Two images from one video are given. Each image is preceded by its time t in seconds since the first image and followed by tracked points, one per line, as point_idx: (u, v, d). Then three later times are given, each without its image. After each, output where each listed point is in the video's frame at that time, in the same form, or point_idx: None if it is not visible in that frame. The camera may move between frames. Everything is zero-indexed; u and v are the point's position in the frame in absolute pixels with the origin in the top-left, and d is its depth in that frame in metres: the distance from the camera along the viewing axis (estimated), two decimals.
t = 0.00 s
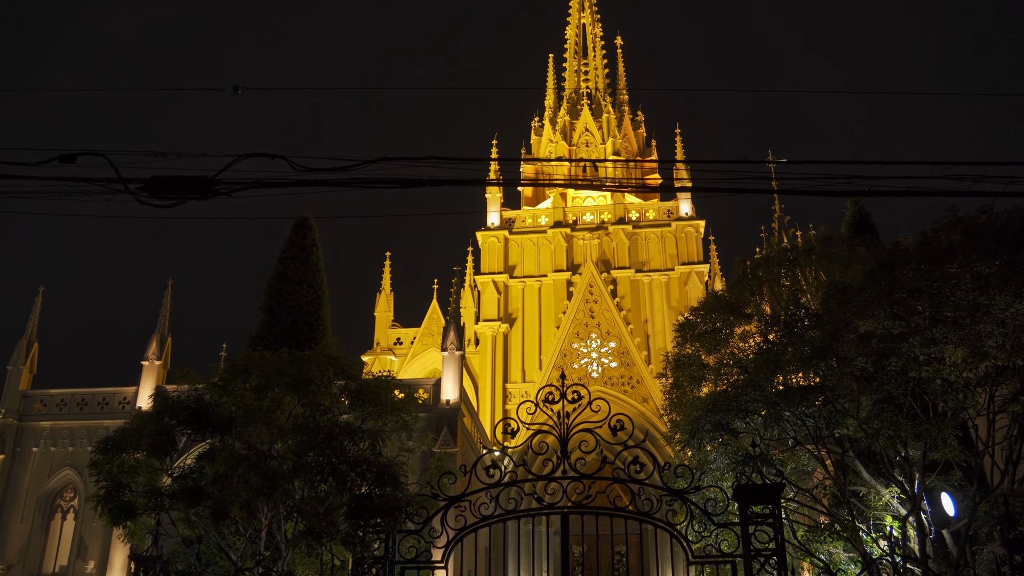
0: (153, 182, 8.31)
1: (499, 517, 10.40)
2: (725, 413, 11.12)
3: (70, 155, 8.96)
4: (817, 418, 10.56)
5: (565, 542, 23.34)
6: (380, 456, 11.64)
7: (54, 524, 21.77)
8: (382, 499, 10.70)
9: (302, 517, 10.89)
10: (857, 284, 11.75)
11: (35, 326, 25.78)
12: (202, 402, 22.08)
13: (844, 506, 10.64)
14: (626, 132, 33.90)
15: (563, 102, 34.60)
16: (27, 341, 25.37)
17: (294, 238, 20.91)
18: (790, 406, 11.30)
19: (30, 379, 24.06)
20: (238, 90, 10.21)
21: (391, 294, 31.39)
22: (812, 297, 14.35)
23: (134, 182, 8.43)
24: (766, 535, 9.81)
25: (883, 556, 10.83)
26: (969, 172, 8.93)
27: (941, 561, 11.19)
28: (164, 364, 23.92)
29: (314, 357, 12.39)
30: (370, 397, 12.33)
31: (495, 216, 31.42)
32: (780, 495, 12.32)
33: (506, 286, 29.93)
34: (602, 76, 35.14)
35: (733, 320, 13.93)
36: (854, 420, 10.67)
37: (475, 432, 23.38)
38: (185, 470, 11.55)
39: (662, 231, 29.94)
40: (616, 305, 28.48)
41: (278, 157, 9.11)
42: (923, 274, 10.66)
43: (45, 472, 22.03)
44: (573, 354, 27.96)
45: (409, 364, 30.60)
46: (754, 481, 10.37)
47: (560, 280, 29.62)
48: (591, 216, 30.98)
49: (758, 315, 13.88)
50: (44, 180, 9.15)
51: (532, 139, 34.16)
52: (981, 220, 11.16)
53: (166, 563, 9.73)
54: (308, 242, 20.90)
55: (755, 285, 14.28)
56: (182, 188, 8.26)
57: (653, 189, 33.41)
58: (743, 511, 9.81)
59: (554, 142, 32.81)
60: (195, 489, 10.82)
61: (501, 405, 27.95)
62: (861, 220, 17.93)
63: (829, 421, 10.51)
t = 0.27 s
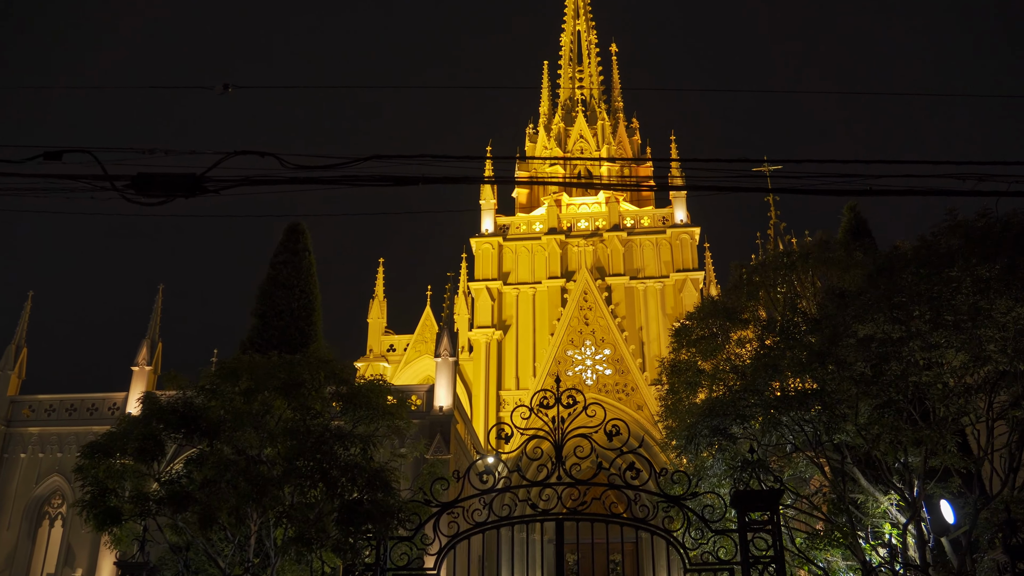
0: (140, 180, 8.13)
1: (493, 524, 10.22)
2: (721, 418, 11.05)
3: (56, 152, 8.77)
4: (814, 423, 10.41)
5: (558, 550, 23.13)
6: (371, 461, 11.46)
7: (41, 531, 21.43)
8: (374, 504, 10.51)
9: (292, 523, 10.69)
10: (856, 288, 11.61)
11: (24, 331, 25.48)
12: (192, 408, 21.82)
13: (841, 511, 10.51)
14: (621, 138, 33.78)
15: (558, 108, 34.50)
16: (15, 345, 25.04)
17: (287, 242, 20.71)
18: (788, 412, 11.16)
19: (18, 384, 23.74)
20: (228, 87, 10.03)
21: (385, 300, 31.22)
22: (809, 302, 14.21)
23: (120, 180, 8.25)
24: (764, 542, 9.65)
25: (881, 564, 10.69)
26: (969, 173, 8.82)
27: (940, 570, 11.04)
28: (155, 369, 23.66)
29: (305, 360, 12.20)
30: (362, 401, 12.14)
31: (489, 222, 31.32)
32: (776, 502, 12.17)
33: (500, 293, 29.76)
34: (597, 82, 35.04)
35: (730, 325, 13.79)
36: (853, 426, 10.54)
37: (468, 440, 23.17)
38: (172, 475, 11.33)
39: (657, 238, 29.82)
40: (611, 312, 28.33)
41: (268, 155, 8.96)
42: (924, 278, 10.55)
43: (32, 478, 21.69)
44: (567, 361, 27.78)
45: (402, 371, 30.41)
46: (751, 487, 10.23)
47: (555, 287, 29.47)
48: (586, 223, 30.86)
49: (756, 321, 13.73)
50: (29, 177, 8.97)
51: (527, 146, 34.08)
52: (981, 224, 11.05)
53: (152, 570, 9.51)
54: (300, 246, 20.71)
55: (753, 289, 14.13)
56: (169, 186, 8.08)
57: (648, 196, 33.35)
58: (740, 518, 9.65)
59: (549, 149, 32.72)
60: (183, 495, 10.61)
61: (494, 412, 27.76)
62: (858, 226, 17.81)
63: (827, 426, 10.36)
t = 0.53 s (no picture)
0: (127, 174, 7.96)
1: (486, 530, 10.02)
2: (719, 423, 10.91)
3: (42, 146, 8.59)
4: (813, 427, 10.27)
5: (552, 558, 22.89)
6: (363, 466, 11.27)
7: (28, 538, 21.06)
8: (366, 509, 10.30)
9: (282, 528, 10.48)
10: (855, 292, 11.48)
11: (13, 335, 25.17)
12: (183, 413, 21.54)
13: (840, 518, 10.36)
14: (616, 145, 33.68)
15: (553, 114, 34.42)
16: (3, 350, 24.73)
17: (279, 246, 20.52)
18: (786, 417, 11.02)
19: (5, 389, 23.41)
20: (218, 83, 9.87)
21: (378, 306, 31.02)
22: (806, 306, 14.08)
23: (107, 175, 8.08)
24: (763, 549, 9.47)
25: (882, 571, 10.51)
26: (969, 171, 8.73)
27: None
28: (145, 374, 23.38)
29: (296, 363, 12.01)
30: (354, 404, 11.96)
31: (483, 229, 31.19)
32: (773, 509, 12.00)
33: (494, 299, 29.58)
34: (592, 89, 34.97)
35: (727, 329, 13.64)
36: (852, 431, 10.40)
37: (461, 446, 22.94)
38: (160, 479, 11.11)
39: (652, 244, 29.70)
40: (605, 319, 28.17)
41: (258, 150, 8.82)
42: (924, 281, 10.44)
43: (20, 484, 21.26)
44: (561, 368, 27.60)
45: (395, 377, 30.18)
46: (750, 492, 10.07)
47: (549, 293, 29.31)
48: (581, 229, 30.68)
49: (753, 325, 13.58)
50: (14, 171, 8.80)
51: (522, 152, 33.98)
52: (981, 226, 10.93)
53: None
54: (293, 250, 20.53)
55: (749, 294, 14.00)
56: (157, 180, 7.92)
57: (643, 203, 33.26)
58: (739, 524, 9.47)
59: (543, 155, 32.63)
60: (170, 499, 10.38)
61: (488, 419, 27.55)
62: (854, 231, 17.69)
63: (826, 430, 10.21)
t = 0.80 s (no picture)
0: (114, 168, 7.78)
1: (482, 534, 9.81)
2: (718, 425, 10.81)
3: (26, 139, 8.40)
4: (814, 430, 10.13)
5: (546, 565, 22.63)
6: (355, 468, 11.07)
7: (15, 543, 20.75)
8: (358, 513, 10.09)
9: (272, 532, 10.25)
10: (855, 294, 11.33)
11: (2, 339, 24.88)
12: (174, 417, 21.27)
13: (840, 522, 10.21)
14: (612, 150, 33.54)
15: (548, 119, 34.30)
16: None
17: (272, 249, 20.32)
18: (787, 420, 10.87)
19: None
20: (208, 78, 9.70)
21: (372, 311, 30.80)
22: (804, 310, 13.93)
23: (94, 168, 7.89)
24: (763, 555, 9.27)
25: None
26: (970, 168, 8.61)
27: None
28: (136, 378, 23.11)
29: (287, 364, 11.81)
30: (346, 406, 11.77)
31: (478, 234, 31.04)
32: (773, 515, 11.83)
33: (488, 304, 29.37)
34: (587, 94, 34.86)
35: (724, 332, 13.47)
36: (854, 436, 10.27)
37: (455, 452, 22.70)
38: (147, 482, 10.87)
39: (648, 250, 29.55)
40: (600, 325, 27.99)
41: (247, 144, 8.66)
42: (927, 283, 10.28)
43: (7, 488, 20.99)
44: (556, 374, 27.40)
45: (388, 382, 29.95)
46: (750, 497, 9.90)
47: (544, 298, 29.13)
48: (576, 235, 30.52)
49: (752, 328, 13.41)
50: None
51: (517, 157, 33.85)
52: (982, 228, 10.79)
53: None
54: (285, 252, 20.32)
55: (748, 297, 13.84)
56: (143, 174, 7.74)
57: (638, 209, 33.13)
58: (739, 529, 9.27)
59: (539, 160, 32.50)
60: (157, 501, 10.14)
61: (482, 425, 27.33)
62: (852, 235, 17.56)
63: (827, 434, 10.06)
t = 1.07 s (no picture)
0: (102, 160, 7.61)
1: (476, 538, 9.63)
2: (718, 428, 10.68)
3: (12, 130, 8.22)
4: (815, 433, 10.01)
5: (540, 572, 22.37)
6: (348, 470, 10.88)
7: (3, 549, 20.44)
8: (350, 516, 9.89)
9: (261, 535, 10.03)
10: (855, 295, 11.19)
11: None
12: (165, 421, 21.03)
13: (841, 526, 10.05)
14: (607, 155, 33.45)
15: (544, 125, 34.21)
16: None
17: (265, 251, 20.12)
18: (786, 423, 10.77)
19: None
20: (199, 71, 9.54)
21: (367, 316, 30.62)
22: (802, 313, 13.78)
23: (81, 160, 7.73)
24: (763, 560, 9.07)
25: None
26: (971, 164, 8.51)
27: None
28: (127, 382, 22.85)
29: (279, 365, 11.61)
30: (339, 407, 11.58)
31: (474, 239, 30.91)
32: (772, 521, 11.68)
33: (484, 309, 29.19)
34: (583, 100, 34.80)
35: (722, 335, 13.31)
36: (854, 439, 10.17)
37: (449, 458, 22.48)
38: (135, 483, 10.64)
39: (644, 256, 29.42)
40: (596, 330, 27.83)
41: (237, 137, 8.52)
42: (928, 283, 10.15)
43: None
44: (551, 380, 27.22)
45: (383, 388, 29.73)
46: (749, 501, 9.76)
47: (539, 304, 28.97)
48: (572, 240, 30.38)
49: (750, 332, 13.26)
50: None
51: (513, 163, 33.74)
52: (983, 228, 10.65)
53: None
54: (279, 255, 20.13)
55: (746, 300, 13.69)
56: (131, 165, 7.56)
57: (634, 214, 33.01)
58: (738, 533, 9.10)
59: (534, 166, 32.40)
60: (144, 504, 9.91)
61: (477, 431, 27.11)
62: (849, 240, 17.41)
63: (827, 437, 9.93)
